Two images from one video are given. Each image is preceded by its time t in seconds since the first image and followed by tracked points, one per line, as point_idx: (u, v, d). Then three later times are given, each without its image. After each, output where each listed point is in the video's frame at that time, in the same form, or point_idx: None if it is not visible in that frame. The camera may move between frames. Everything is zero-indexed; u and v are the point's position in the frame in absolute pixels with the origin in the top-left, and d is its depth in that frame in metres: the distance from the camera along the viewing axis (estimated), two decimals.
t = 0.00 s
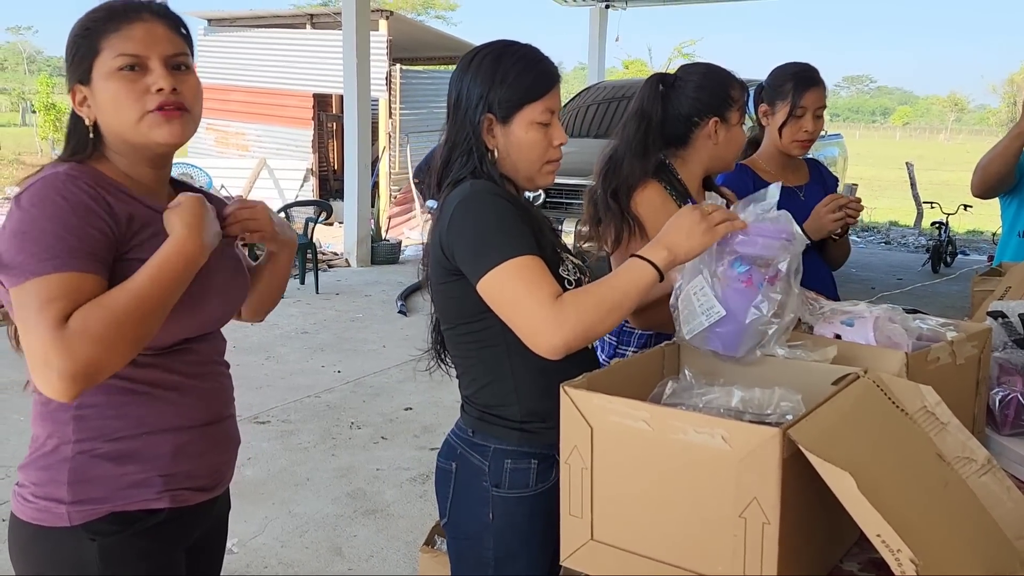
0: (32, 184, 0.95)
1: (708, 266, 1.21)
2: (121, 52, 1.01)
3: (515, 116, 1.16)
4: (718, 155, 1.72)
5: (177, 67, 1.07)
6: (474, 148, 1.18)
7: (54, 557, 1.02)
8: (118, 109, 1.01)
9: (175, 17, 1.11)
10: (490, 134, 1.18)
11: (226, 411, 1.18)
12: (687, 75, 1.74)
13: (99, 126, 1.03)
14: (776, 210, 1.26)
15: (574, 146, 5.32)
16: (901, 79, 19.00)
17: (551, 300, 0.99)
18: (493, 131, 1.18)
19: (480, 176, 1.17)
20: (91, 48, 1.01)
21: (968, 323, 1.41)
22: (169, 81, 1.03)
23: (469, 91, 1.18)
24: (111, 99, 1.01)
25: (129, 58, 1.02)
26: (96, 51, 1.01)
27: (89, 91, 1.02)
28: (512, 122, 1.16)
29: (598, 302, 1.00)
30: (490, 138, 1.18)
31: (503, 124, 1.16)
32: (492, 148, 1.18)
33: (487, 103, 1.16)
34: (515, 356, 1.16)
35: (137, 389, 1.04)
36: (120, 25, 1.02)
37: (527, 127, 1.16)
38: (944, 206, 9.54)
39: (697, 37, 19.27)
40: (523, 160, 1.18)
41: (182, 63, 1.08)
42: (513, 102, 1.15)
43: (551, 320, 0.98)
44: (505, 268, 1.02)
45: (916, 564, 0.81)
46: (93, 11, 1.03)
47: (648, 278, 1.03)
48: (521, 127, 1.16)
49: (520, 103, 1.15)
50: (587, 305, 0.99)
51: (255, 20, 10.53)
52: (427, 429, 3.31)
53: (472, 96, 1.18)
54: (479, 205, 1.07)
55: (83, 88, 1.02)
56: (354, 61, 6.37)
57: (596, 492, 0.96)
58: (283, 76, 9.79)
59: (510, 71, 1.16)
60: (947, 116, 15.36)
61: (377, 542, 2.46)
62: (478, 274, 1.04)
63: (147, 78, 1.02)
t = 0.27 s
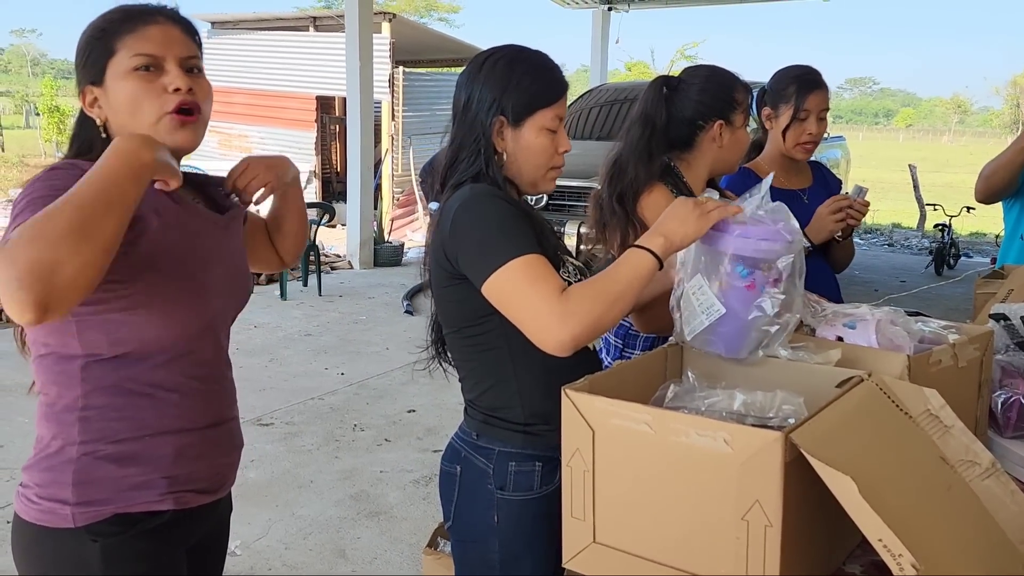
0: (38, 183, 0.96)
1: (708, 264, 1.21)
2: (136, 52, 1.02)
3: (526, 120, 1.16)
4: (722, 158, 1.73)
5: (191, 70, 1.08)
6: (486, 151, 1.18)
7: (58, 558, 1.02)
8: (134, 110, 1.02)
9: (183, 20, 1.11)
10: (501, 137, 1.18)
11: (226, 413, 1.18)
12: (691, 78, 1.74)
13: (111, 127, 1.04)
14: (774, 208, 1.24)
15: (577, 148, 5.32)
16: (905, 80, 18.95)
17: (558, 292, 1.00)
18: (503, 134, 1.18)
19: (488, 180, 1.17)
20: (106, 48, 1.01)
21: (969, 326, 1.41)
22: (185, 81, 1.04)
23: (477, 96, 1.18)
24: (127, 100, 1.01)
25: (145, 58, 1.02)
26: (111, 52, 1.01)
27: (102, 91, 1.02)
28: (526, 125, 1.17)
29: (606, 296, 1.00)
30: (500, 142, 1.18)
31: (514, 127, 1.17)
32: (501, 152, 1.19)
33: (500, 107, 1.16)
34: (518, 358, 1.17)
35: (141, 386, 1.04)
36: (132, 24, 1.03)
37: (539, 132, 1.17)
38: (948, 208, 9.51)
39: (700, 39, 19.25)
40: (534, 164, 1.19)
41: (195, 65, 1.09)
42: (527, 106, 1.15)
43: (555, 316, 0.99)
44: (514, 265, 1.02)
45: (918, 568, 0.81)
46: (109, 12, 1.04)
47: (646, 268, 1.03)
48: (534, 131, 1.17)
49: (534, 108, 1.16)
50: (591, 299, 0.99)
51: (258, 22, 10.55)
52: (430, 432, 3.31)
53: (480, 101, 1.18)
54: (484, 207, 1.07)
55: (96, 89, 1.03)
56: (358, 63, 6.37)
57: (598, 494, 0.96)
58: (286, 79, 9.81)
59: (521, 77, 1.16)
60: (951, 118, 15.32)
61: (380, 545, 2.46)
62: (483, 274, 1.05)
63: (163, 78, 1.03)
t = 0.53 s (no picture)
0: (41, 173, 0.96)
1: (714, 280, 1.15)
2: (157, 54, 1.02)
3: (549, 120, 1.17)
4: (727, 160, 1.73)
5: (205, 77, 1.09)
6: (507, 149, 1.16)
7: (69, 559, 1.02)
8: (151, 109, 1.02)
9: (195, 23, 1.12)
10: (524, 136, 1.17)
11: (240, 402, 1.17)
12: (697, 80, 1.74)
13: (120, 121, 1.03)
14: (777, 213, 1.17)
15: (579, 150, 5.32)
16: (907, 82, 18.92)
17: (550, 311, 1.00)
18: (526, 133, 1.17)
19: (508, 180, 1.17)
20: (127, 45, 1.01)
21: (972, 327, 1.41)
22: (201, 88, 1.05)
23: (492, 100, 1.17)
24: (144, 98, 1.01)
25: (164, 62, 1.03)
26: (131, 50, 1.01)
27: (116, 86, 1.01)
28: (547, 126, 1.17)
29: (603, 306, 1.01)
30: (523, 140, 1.17)
31: (539, 126, 1.17)
32: (524, 150, 1.18)
33: (522, 107, 1.15)
34: (521, 362, 1.17)
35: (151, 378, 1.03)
36: (156, 25, 1.04)
37: (558, 133, 1.18)
38: (951, 210, 9.49)
39: (702, 41, 19.23)
40: (551, 165, 1.20)
41: (208, 71, 1.10)
42: (548, 108, 1.16)
43: (552, 330, 0.99)
44: (513, 272, 1.02)
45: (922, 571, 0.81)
46: (128, 8, 1.04)
47: (642, 279, 1.03)
48: (554, 133, 1.18)
49: (554, 110, 1.17)
50: (589, 306, 1.00)
51: (260, 25, 10.56)
52: (433, 434, 3.31)
53: (497, 106, 1.16)
54: (492, 209, 1.07)
55: (108, 82, 1.01)
56: (360, 65, 6.38)
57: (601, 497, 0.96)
58: (288, 81, 9.81)
59: (541, 81, 1.16)
60: (952, 119, 15.29)
61: (382, 547, 2.46)
62: (488, 276, 1.04)
63: (181, 83, 1.04)
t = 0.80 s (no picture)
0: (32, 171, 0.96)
1: (729, 277, 1.14)
2: (174, 77, 1.03)
3: (568, 120, 1.17)
4: (731, 161, 1.73)
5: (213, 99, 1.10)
6: (526, 147, 1.16)
7: (74, 560, 1.02)
8: (157, 127, 1.02)
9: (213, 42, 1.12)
10: (545, 136, 1.17)
11: (242, 404, 1.15)
12: (701, 81, 1.74)
13: (120, 129, 1.03)
14: (797, 210, 1.17)
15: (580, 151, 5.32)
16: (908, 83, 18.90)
17: (552, 319, 1.00)
18: (546, 133, 1.17)
19: (527, 180, 1.16)
20: (146, 60, 1.01)
21: (975, 328, 1.41)
22: (210, 115, 1.07)
23: (510, 102, 1.16)
24: (153, 116, 1.02)
25: (179, 85, 1.04)
26: (148, 65, 1.01)
27: (123, 97, 1.02)
28: (567, 125, 1.17)
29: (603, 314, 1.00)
30: (542, 141, 1.17)
31: (557, 127, 1.16)
32: (545, 151, 1.17)
33: (541, 108, 1.15)
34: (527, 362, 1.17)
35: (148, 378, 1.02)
36: (179, 48, 1.04)
37: (576, 132, 1.18)
38: (952, 211, 9.49)
39: (702, 41, 19.22)
40: (569, 165, 1.20)
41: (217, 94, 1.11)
42: (568, 108, 1.16)
43: (552, 336, 0.99)
44: (520, 275, 1.02)
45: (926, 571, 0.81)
46: (154, 21, 1.03)
47: (642, 287, 1.02)
48: (573, 132, 1.18)
49: (573, 109, 1.17)
50: (591, 314, 1.00)
51: (261, 26, 10.56)
52: (434, 435, 3.31)
53: (516, 106, 1.16)
54: (505, 208, 1.07)
55: (114, 88, 1.01)
56: (361, 66, 6.38)
57: (603, 498, 0.96)
58: (288, 82, 9.81)
59: (560, 83, 1.16)
60: (954, 120, 15.28)
61: (383, 548, 2.46)
62: (496, 275, 1.04)
63: (191, 108, 1.05)
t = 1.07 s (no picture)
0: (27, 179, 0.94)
1: (754, 262, 1.23)
2: (151, 66, 1.02)
3: (585, 118, 1.17)
4: (734, 160, 1.73)
5: (197, 86, 1.09)
6: (543, 146, 1.16)
7: (74, 560, 1.02)
8: (140, 119, 1.02)
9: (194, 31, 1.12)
10: (563, 135, 1.16)
11: (240, 409, 1.15)
12: (704, 79, 1.73)
13: (108, 126, 1.04)
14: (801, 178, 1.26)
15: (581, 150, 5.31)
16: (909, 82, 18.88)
17: (566, 323, 1.00)
18: (564, 132, 1.16)
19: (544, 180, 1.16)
20: (120, 52, 1.02)
21: (977, 328, 1.40)
22: (192, 101, 1.06)
23: (527, 102, 1.16)
24: (135, 110, 1.02)
25: (157, 73, 1.03)
26: (124, 58, 1.02)
27: (106, 93, 1.03)
28: (584, 122, 1.17)
29: (615, 315, 1.01)
30: (561, 139, 1.17)
31: (575, 125, 1.16)
32: (563, 150, 1.17)
33: (558, 107, 1.15)
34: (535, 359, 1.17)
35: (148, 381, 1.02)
36: (152, 36, 1.04)
37: (594, 130, 1.18)
38: (954, 210, 9.48)
39: (703, 41, 19.20)
40: (587, 163, 1.20)
41: (200, 80, 1.10)
42: (584, 107, 1.16)
43: (564, 335, 1.00)
44: (530, 275, 1.02)
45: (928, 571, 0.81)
46: (126, 13, 1.04)
47: (659, 292, 1.03)
48: (590, 130, 1.18)
49: (590, 107, 1.17)
50: (603, 315, 1.00)
51: (262, 25, 10.54)
52: (435, 434, 3.31)
53: (532, 106, 1.15)
54: (520, 208, 1.07)
55: (98, 86, 1.02)
56: (361, 65, 6.37)
57: (605, 498, 0.96)
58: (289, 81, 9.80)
59: (576, 82, 1.16)
60: (955, 119, 15.26)
61: (383, 548, 2.46)
62: (511, 273, 1.04)
63: (172, 96, 1.04)
